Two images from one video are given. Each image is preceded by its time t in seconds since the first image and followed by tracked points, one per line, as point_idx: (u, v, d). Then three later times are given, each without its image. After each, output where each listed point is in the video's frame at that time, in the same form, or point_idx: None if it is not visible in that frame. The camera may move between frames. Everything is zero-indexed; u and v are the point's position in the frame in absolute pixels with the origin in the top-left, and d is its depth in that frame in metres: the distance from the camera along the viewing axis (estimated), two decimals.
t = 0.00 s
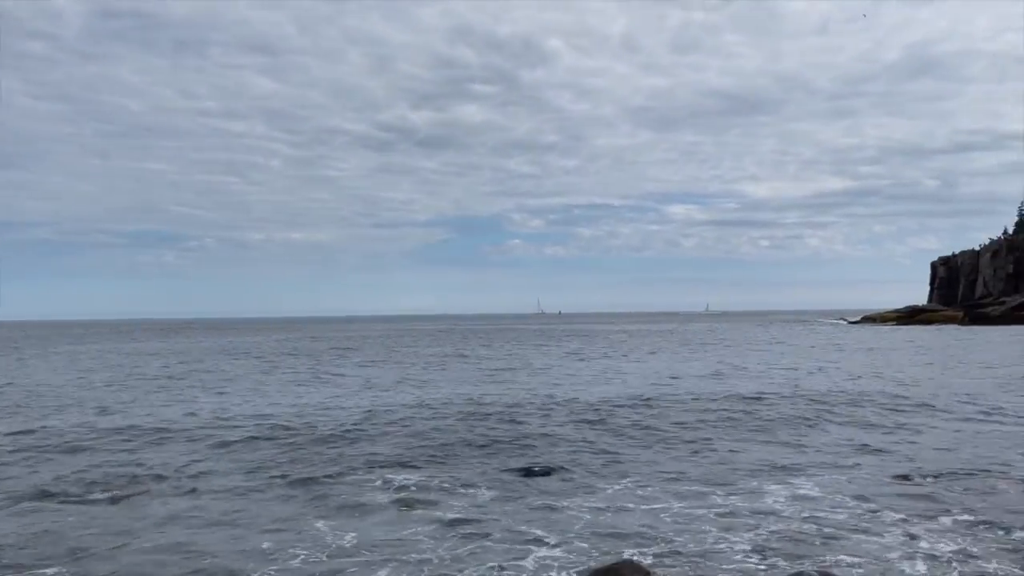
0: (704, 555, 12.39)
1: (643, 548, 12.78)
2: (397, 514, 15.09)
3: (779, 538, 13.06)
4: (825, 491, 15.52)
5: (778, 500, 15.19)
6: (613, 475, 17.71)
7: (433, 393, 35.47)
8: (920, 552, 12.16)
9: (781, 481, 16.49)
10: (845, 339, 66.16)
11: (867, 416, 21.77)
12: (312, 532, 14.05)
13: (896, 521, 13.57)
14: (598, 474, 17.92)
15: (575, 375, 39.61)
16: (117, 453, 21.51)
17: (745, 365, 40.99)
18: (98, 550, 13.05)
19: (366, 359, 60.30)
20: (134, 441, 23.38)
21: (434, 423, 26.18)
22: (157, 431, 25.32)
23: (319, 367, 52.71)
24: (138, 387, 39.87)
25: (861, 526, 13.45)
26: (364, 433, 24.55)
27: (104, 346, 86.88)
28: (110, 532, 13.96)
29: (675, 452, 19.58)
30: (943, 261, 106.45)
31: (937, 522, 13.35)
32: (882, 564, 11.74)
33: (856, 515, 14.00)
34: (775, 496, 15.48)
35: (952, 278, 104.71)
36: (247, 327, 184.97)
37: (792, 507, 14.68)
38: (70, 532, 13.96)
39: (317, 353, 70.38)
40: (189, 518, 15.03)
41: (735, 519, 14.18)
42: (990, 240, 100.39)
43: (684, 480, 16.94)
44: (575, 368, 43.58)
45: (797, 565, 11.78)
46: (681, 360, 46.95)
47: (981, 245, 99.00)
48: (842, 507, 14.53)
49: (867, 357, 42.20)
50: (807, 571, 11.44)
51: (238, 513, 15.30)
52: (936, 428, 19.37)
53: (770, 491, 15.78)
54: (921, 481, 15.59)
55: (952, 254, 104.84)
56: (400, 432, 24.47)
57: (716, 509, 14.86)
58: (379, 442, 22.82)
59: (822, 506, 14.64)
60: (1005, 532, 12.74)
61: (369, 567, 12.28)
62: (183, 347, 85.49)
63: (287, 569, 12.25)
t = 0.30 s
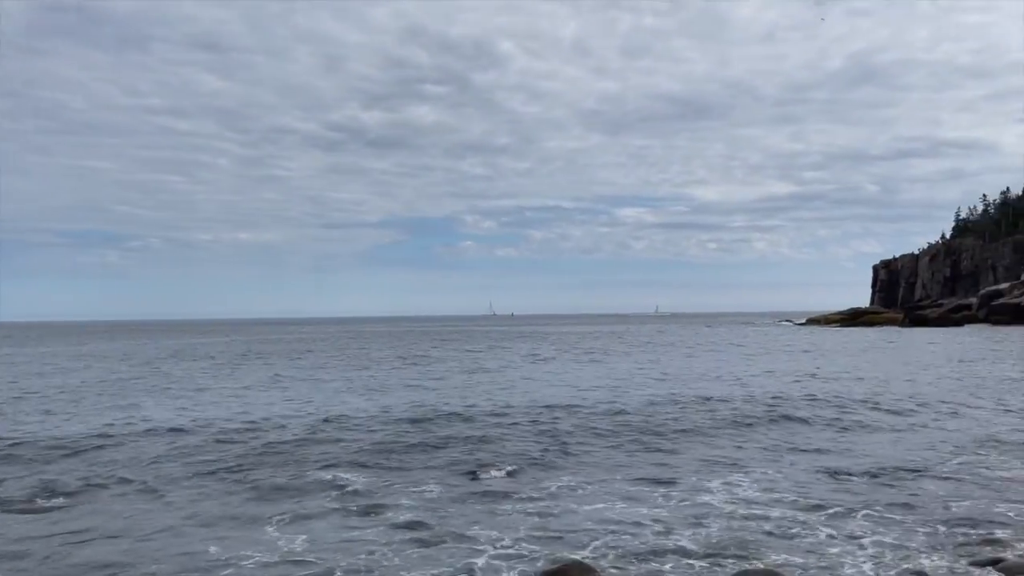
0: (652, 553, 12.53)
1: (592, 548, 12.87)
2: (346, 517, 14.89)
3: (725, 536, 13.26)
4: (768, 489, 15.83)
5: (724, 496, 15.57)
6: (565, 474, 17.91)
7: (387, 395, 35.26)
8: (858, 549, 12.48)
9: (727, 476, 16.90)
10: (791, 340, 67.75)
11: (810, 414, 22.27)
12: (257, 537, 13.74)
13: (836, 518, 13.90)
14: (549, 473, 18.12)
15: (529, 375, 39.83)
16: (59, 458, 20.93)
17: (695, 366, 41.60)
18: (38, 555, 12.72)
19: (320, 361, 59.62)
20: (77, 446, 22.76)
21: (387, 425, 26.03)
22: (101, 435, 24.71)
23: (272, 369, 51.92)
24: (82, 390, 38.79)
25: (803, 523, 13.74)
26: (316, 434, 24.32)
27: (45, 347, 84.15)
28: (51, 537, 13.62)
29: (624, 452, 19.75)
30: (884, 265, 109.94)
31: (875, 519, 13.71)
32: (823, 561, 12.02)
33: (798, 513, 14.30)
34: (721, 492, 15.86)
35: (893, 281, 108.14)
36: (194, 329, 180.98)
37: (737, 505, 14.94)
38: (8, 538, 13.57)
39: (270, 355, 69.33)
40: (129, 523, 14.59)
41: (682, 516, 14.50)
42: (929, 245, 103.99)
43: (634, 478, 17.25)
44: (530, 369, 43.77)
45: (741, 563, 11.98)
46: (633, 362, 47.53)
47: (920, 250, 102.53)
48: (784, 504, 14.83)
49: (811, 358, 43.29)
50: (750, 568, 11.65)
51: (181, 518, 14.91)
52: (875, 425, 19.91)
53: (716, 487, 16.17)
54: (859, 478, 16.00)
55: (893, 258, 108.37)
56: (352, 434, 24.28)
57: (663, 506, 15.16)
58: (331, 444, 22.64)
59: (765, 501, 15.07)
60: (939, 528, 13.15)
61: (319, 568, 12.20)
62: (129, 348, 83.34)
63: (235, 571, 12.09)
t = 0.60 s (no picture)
0: (609, 551, 12.65)
1: (550, 546, 12.93)
2: (300, 519, 14.68)
3: (679, 534, 13.45)
4: (721, 487, 16.08)
5: (678, 494, 15.76)
6: (522, 475, 17.91)
7: (344, 397, 34.85)
8: (808, 545, 12.76)
9: (682, 474, 17.11)
10: (743, 341, 69.10)
11: (760, 412, 22.70)
12: (210, 540, 13.46)
13: (786, 516, 14.20)
14: (506, 473, 18.10)
15: (487, 376, 39.78)
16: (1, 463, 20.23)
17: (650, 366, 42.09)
18: None
19: (276, 362, 58.77)
20: (21, 450, 22.03)
21: (343, 427, 25.70)
22: (45, 439, 23.95)
23: (226, 372, 50.96)
24: (27, 393, 37.57)
25: (754, 521, 14.01)
26: (270, 437, 23.90)
27: None
28: None
29: (579, 451, 19.88)
30: (833, 267, 112.75)
31: (823, 516, 14.04)
32: (775, 557, 12.27)
33: (750, 510, 14.55)
34: (676, 490, 16.05)
35: (841, 284, 111.00)
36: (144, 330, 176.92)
37: (691, 503, 15.16)
38: None
39: (224, 356, 68.08)
40: (76, 530, 14.16)
41: (636, 514, 14.63)
42: (875, 249, 107.02)
43: (591, 477, 17.34)
44: (488, 370, 43.76)
45: (697, 559, 12.14)
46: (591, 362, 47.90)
47: (867, 253, 105.42)
48: (736, 502, 15.08)
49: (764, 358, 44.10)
50: (705, 564, 11.84)
51: (129, 523, 14.51)
52: (822, 424, 20.39)
53: (671, 486, 16.35)
54: (808, 475, 16.36)
55: (841, 260, 111.25)
56: (307, 436, 23.93)
57: (619, 505, 15.27)
58: (286, 446, 22.28)
59: (718, 499, 15.30)
60: (883, 524, 13.54)
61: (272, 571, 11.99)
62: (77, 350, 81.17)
63: None
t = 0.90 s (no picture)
0: (568, 551, 12.64)
1: (510, 547, 12.86)
2: (255, 523, 14.34)
3: (636, 534, 13.49)
4: (676, 487, 16.18)
5: (635, 494, 15.81)
6: (479, 476, 17.80)
7: (299, 399, 34.30)
8: (763, 543, 12.92)
9: (638, 475, 17.16)
10: (699, 342, 70.02)
11: (716, 411, 22.94)
12: (159, 546, 13.06)
13: (740, 515, 14.34)
14: (464, 475, 17.95)
15: (446, 378, 39.52)
16: None
17: (608, 367, 42.33)
18: None
19: (231, 365, 57.62)
20: None
21: (298, 431, 25.26)
22: None
23: (179, 375, 49.70)
24: None
25: (710, 520, 14.12)
26: (222, 441, 23.35)
27: None
28: None
29: (536, 452, 19.83)
30: (786, 269, 115.00)
31: (777, 515, 14.22)
32: (730, 555, 12.38)
33: (706, 510, 14.65)
34: (633, 490, 16.09)
35: (793, 286, 113.31)
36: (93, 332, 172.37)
37: (647, 503, 15.22)
38: None
39: (177, 359, 66.60)
40: (17, 536, 13.62)
41: (595, 515, 14.62)
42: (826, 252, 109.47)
43: (549, 477, 17.32)
44: (447, 371, 43.53)
45: (654, 557, 12.19)
46: (550, 363, 47.92)
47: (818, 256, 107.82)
48: (692, 501, 15.19)
49: (720, 359, 44.67)
50: (663, 563, 11.90)
51: (72, 529, 14.02)
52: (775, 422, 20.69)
53: (629, 486, 16.38)
54: (761, 473, 16.56)
55: (794, 263, 113.60)
56: (261, 440, 23.43)
57: (577, 506, 15.24)
58: (238, 449, 21.80)
59: (675, 499, 15.38)
60: (835, 522, 13.77)
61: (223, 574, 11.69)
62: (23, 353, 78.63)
63: None
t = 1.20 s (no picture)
0: (532, 553, 12.59)
1: (472, 549, 12.80)
2: (211, 526, 14.06)
3: (598, 535, 13.50)
4: (639, 487, 16.22)
5: (596, 495, 15.85)
6: (440, 478, 17.66)
7: (258, 402, 33.74)
8: (723, 542, 13.03)
9: (600, 475, 17.20)
10: (660, 343, 70.70)
11: (677, 411, 23.10)
12: (111, 552, 12.69)
13: (701, 515, 14.45)
14: (426, 478, 17.79)
15: (409, 379, 39.28)
16: None
17: (571, 369, 42.43)
18: None
19: (188, 368, 56.49)
20: None
21: (256, 434, 24.84)
22: None
23: (133, 378, 48.53)
24: None
25: (671, 520, 14.20)
26: (178, 444, 22.86)
27: None
28: None
29: (499, 453, 19.70)
30: (744, 271, 116.69)
31: (736, 515, 14.37)
32: (691, 554, 12.47)
33: (666, 511, 14.72)
34: (594, 491, 16.12)
35: (752, 288, 115.04)
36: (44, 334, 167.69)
37: (609, 504, 15.23)
38: None
39: (133, 362, 65.08)
40: None
41: (557, 516, 14.62)
42: (784, 254, 111.42)
43: (511, 479, 17.28)
44: (410, 373, 43.24)
45: (616, 557, 12.22)
46: (513, 365, 47.84)
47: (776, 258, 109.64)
48: (653, 502, 15.27)
49: (681, 360, 45.07)
50: (623, 562, 11.95)
51: (20, 536, 13.54)
52: (734, 422, 20.90)
53: (590, 486, 16.40)
54: (722, 473, 16.70)
55: (752, 265, 115.39)
56: (218, 443, 22.96)
57: (539, 507, 15.22)
58: (194, 453, 21.36)
59: (636, 499, 15.44)
60: (792, 520, 13.96)
61: None
62: None
63: None
